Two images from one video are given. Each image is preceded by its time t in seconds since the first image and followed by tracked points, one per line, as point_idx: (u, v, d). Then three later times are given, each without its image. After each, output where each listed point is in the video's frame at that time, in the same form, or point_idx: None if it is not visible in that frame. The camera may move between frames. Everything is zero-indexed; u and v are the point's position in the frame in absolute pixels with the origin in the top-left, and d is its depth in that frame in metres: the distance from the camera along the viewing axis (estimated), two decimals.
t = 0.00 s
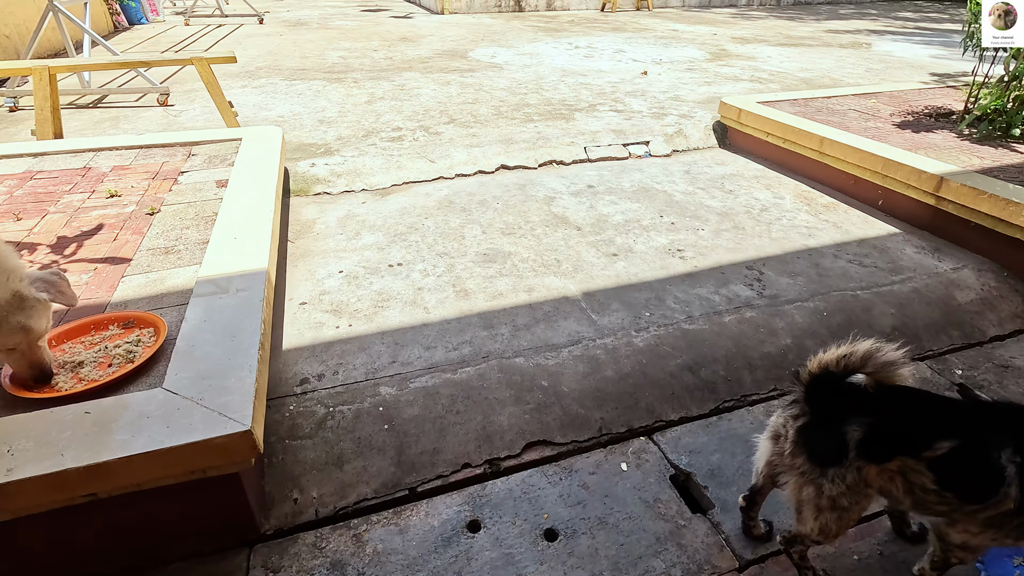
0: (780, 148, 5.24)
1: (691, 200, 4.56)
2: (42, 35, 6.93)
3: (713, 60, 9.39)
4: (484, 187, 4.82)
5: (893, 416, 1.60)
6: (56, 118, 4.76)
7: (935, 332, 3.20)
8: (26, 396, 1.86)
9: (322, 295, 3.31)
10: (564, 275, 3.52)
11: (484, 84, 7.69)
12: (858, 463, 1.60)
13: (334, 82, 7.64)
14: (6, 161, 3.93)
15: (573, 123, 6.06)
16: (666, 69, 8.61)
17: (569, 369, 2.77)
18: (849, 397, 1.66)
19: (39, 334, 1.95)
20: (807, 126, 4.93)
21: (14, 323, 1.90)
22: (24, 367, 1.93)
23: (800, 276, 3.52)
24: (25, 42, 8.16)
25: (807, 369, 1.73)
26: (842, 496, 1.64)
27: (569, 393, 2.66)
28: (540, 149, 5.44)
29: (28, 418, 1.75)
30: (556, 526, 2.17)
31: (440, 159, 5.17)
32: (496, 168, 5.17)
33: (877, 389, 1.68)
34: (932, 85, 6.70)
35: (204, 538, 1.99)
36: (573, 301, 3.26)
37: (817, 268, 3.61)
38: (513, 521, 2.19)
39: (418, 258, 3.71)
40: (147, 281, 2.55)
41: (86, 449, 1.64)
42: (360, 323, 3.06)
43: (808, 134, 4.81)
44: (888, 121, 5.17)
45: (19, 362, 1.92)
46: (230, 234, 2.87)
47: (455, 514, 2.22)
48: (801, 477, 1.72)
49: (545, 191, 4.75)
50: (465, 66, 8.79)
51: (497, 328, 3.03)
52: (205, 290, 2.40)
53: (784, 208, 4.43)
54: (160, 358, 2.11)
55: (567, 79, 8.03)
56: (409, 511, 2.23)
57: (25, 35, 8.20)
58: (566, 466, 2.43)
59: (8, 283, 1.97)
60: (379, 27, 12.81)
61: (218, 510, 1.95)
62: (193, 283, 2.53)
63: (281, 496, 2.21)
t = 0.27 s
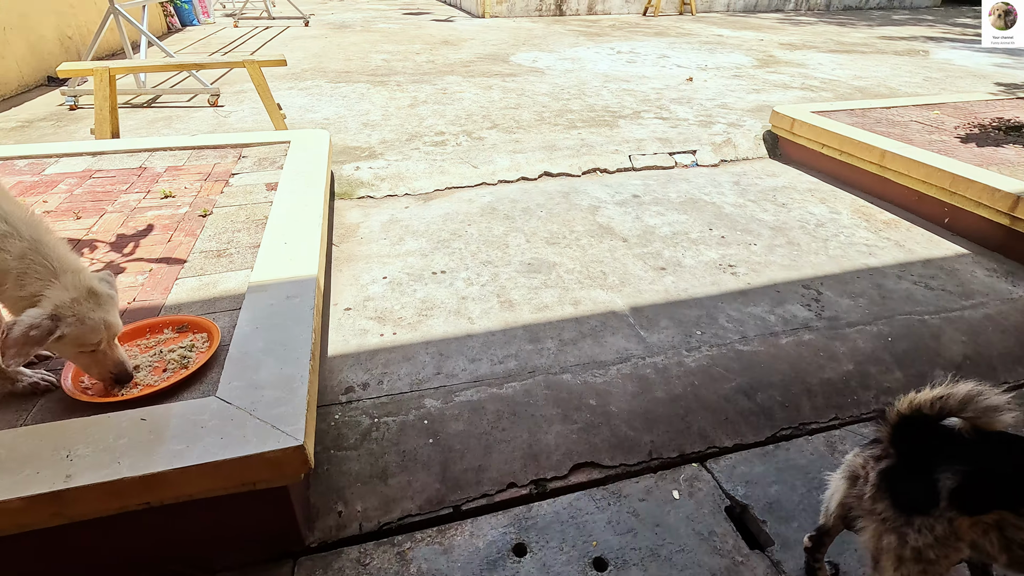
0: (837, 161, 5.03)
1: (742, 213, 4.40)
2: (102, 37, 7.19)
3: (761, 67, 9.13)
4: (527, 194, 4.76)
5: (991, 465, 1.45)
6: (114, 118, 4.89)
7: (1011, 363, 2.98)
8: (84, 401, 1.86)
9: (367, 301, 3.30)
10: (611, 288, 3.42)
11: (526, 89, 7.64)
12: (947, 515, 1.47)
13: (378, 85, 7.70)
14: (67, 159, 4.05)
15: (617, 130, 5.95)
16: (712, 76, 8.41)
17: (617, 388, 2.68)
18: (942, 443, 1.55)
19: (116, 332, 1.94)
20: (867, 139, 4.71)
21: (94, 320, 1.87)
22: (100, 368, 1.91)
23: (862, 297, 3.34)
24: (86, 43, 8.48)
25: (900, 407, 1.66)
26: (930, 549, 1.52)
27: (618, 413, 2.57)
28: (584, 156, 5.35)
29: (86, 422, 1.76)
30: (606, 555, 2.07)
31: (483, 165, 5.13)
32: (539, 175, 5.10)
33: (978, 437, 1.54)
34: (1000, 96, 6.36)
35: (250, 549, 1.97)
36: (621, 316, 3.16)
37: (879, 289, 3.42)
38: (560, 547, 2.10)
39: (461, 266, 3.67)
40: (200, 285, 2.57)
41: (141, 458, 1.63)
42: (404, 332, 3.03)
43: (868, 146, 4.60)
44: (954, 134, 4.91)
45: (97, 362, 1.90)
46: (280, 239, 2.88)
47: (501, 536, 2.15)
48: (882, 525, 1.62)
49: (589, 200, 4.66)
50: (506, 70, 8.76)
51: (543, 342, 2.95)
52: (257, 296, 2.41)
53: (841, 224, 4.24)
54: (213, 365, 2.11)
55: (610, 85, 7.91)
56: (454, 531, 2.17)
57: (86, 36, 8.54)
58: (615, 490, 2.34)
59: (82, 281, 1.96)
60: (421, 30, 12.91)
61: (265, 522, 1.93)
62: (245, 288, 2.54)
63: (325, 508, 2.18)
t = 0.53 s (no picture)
0: (887, 171, 4.84)
1: (786, 223, 4.26)
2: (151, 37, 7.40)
3: (803, 72, 8.89)
4: (563, 199, 4.71)
5: None
6: (161, 116, 5.00)
7: None
8: (131, 397, 1.87)
9: (402, 304, 3.29)
10: (650, 298, 3.34)
11: (562, 92, 7.59)
12: None
13: (414, 87, 7.74)
14: (116, 157, 4.15)
15: (655, 135, 5.85)
16: (752, 81, 8.23)
17: (658, 402, 2.60)
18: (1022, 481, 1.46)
19: (165, 340, 1.88)
20: (921, 148, 4.52)
21: (142, 328, 1.82)
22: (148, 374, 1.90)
23: (916, 315, 3.19)
24: (135, 44, 8.75)
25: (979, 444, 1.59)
26: None
27: (658, 429, 2.49)
28: (622, 161, 5.26)
29: (132, 420, 1.76)
30: None
31: (519, 168, 5.09)
32: (575, 180, 5.04)
33: None
34: None
35: (286, 553, 1.95)
36: (661, 327, 3.08)
37: (935, 307, 3.26)
38: (598, 566, 2.02)
39: (497, 271, 3.64)
40: (242, 284, 2.59)
41: (184, 459, 1.63)
42: (440, 337, 3.00)
43: (923, 156, 4.41)
44: (1015, 145, 4.67)
45: (145, 367, 1.88)
46: (321, 241, 2.89)
47: (537, 551, 2.08)
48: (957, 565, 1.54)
49: (627, 206, 4.58)
50: (542, 73, 8.72)
51: (581, 352, 2.89)
52: (298, 297, 2.41)
53: (892, 236, 4.07)
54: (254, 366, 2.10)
55: (647, 89, 7.80)
56: (489, 543, 2.11)
57: (135, 36, 8.80)
58: (655, 509, 2.25)
59: (137, 287, 1.90)
60: (456, 32, 12.96)
61: (301, 526, 1.91)
62: (286, 289, 2.55)
63: (360, 514, 2.15)
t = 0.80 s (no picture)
0: (936, 179, 4.68)
1: (829, 231, 4.14)
2: (192, 38, 7.58)
3: (843, 76, 8.67)
4: (597, 203, 4.65)
5: None
6: (203, 115, 5.10)
7: None
8: (179, 392, 1.89)
9: (438, 306, 3.28)
10: (689, 305, 3.27)
11: (595, 94, 7.53)
12: None
13: (446, 89, 7.76)
14: (160, 154, 4.24)
15: (691, 140, 5.75)
16: (789, 85, 8.05)
17: (699, 413, 2.54)
18: None
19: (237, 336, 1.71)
20: (973, 156, 4.35)
21: (218, 322, 1.64)
22: (207, 375, 1.87)
23: (969, 330, 3.06)
24: (177, 45, 8.98)
25: None
26: None
27: (700, 441, 2.42)
28: (657, 165, 5.18)
29: (180, 415, 1.78)
30: None
31: (552, 172, 5.06)
32: (609, 183, 4.99)
33: None
34: None
35: (323, 553, 1.94)
36: (701, 336, 3.01)
37: (989, 322, 3.13)
38: None
39: (532, 274, 3.61)
40: (284, 282, 2.61)
41: (231, 456, 1.63)
42: (475, 339, 2.98)
43: (975, 164, 4.24)
44: None
45: (205, 368, 1.85)
46: (360, 241, 2.90)
47: (576, 562, 2.04)
48: None
49: (662, 211, 4.50)
50: (574, 76, 8.67)
51: (619, 358, 2.84)
52: (340, 296, 2.42)
53: (942, 247, 3.92)
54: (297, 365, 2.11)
55: (682, 92, 7.69)
56: (527, 551, 2.08)
57: (177, 36, 9.03)
58: (697, 524, 2.19)
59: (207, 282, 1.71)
60: (487, 35, 13.00)
61: (340, 527, 1.90)
62: (327, 288, 2.56)
63: (397, 516, 2.14)
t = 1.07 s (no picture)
0: (986, 189, 4.53)
1: (874, 242, 4.03)
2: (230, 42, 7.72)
3: (881, 82, 8.48)
4: (633, 209, 4.60)
5: None
6: (242, 117, 5.18)
7: None
8: (234, 395, 1.90)
9: (477, 311, 3.26)
10: (732, 315, 3.21)
11: (627, 99, 7.47)
12: None
13: (477, 92, 7.78)
14: (203, 155, 4.31)
15: (727, 146, 5.67)
16: (826, 91, 7.90)
17: (748, 427, 2.48)
18: None
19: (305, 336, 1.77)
20: None
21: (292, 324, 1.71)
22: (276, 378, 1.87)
23: None
24: (214, 48, 9.16)
25: None
26: None
27: (749, 455, 2.37)
28: (693, 171, 5.11)
29: (237, 417, 1.78)
30: None
31: (587, 177, 5.02)
32: (645, 189, 4.93)
33: None
34: None
35: (371, 560, 1.93)
36: (746, 347, 2.94)
37: None
38: None
39: (571, 280, 3.58)
40: (330, 285, 2.62)
41: (289, 461, 1.63)
42: (516, 346, 2.96)
43: None
44: None
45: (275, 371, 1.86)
46: (403, 245, 2.90)
47: None
48: None
49: (700, 218, 4.43)
50: (605, 80, 8.62)
51: (663, 368, 2.79)
52: (387, 301, 2.42)
53: (994, 260, 3.79)
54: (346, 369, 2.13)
55: (715, 97, 7.59)
56: (574, 564, 2.04)
57: (214, 40, 9.21)
58: (748, 541, 2.12)
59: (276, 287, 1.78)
60: (516, 38, 13.02)
61: (389, 534, 1.89)
62: (372, 292, 2.56)
63: (443, 524, 2.12)
